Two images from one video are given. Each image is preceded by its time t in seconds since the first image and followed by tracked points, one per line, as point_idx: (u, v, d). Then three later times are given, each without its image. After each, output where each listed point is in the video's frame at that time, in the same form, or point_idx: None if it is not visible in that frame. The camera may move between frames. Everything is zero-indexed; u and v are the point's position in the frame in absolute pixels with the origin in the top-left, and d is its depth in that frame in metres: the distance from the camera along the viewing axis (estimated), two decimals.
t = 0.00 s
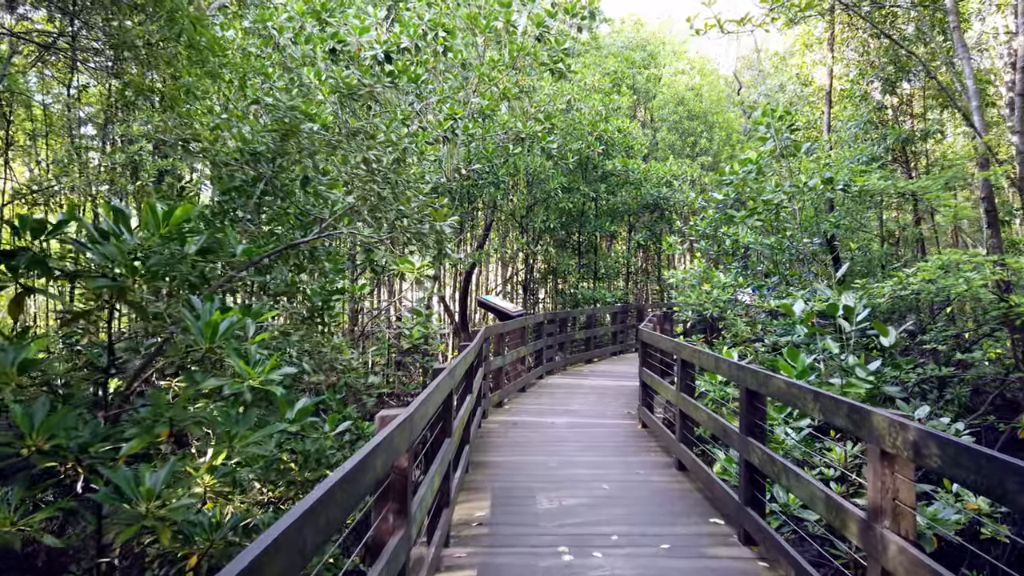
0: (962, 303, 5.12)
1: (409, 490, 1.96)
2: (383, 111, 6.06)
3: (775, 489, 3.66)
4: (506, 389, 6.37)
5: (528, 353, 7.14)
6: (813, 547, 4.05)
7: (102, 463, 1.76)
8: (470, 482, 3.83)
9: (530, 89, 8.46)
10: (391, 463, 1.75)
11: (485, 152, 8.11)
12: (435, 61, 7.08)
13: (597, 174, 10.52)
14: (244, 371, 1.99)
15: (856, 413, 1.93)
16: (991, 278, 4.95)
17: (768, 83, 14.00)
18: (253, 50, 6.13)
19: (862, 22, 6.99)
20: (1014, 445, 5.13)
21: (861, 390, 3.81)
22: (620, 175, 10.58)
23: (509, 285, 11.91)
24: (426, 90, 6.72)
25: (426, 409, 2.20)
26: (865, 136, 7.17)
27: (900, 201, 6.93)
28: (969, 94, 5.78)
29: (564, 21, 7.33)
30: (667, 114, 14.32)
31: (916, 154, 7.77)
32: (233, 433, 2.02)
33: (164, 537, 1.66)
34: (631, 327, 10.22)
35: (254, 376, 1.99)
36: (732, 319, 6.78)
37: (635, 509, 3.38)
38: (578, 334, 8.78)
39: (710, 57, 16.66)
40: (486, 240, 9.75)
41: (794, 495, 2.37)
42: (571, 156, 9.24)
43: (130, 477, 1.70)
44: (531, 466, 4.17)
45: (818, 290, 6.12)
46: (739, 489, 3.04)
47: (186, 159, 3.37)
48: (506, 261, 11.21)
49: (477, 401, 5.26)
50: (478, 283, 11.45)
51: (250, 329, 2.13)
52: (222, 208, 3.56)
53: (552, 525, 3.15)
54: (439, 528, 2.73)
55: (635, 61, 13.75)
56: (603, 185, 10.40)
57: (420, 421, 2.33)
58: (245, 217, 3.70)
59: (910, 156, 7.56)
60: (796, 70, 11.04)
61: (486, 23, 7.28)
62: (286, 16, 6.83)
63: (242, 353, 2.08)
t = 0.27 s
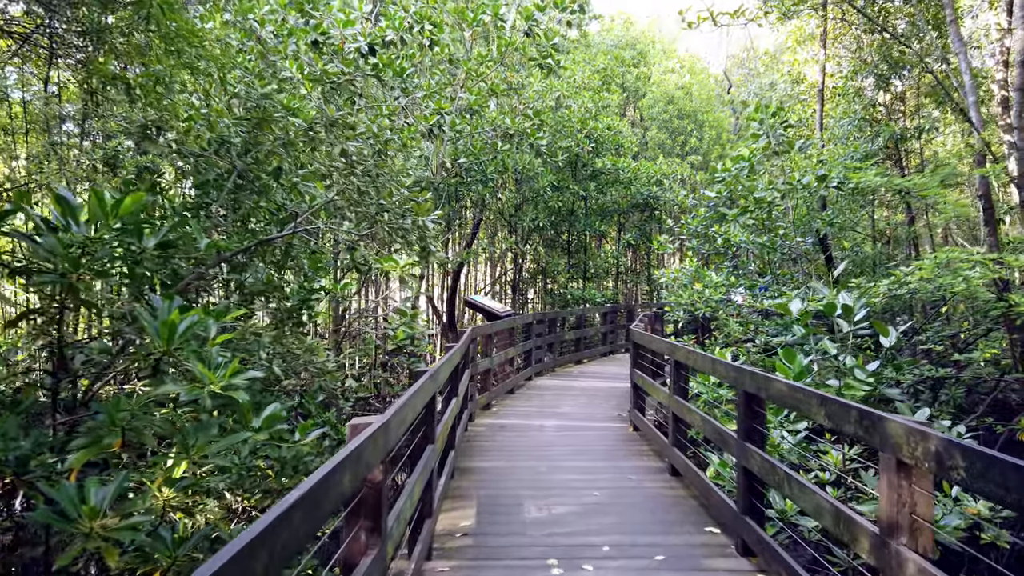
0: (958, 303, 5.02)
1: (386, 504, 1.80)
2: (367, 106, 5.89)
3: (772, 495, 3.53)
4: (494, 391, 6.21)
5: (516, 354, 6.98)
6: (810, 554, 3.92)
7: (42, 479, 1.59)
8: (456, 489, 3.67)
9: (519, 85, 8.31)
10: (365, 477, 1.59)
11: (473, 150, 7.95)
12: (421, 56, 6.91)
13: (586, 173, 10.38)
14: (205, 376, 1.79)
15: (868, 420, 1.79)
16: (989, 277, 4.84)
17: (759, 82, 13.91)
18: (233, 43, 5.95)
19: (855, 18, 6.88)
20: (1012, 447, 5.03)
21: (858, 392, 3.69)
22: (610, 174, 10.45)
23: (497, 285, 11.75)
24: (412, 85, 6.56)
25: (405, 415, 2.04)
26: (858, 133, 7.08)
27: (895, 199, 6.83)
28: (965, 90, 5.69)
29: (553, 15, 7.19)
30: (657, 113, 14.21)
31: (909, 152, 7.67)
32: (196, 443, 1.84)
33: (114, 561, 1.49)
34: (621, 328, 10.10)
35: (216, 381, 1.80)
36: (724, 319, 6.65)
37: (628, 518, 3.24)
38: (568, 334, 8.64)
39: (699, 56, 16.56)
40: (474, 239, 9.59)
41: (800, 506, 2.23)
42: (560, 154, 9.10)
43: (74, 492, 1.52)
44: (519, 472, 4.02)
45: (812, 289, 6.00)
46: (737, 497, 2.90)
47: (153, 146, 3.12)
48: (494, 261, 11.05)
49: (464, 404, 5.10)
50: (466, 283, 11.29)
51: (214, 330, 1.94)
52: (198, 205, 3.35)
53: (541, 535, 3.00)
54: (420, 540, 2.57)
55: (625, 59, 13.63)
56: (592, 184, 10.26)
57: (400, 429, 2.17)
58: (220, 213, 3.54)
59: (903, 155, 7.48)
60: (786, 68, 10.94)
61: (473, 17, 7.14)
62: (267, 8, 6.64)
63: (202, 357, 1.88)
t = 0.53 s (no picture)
0: (967, 303, 4.87)
1: (362, 528, 1.61)
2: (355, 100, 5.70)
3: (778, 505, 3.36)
4: (487, 394, 6.03)
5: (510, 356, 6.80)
6: (817, 565, 3.75)
7: None
8: (446, 500, 3.49)
9: (513, 81, 8.13)
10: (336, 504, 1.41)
11: (465, 146, 7.75)
12: (412, 49, 6.72)
13: (581, 171, 10.21)
14: (160, 387, 1.60)
15: (896, 434, 1.61)
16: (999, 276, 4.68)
17: (755, 79, 13.75)
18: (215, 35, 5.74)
19: (857, 11, 6.72)
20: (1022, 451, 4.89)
21: (867, 396, 3.53)
22: (606, 172, 10.27)
23: (491, 285, 11.55)
24: (402, 79, 6.37)
25: (386, 427, 1.86)
26: (859, 130, 6.92)
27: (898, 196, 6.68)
28: (972, 84, 5.53)
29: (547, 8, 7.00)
30: (653, 110, 14.03)
31: (911, 148, 7.51)
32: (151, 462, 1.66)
33: None
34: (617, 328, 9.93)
35: (172, 392, 1.60)
36: (723, 320, 6.49)
37: (627, 533, 3.06)
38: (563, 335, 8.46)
39: (695, 54, 16.38)
40: (467, 238, 9.40)
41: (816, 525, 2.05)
42: (555, 151, 8.92)
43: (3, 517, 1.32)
44: (512, 481, 3.84)
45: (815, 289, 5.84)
46: (744, 511, 2.72)
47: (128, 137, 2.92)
48: (488, 260, 10.86)
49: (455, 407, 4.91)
50: (459, 283, 11.09)
51: (174, 334, 1.75)
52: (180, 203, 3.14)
53: (535, 552, 2.82)
54: (406, 561, 2.39)
55: (621, 56, 13.45)
56: (588, 182, 10.08)
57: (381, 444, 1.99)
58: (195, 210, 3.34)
59: (905, 151, 7.33)
60: (784, 64, 10.77)
61: (465, 10, 6.95)
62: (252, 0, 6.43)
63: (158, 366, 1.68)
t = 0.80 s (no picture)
0: (983, 303, 4.69)
1: (344, 557, 1.44)
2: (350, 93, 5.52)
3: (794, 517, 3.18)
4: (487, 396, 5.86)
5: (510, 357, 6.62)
6: None
7: None
8: (443, 512, 3.31)
9: (513, 76, 7.95)
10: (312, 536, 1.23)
11: (463, 142, 7.57)
12: (409, 43, 6.54)
13: (582, 168, 10.03)
14: (119, 401, 1.41)
15: (946, 453, 1.43)
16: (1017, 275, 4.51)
17: (757, 76, 13.58)
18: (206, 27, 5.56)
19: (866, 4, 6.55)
20: None
21: (886, 402, 3.35)
22: (607, 169, 10.10)
23: (489, 285, 11.36)
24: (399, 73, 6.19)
25: (373, 442, 1.67)
26: (867, 125, 6.74)
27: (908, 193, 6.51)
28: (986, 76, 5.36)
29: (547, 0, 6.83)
30: (654, 108, 13.86)
31: (919, 144, 7.34)
32: (110, 483, 1.46)
33: None
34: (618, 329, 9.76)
35: (134, 403, 1.42)
36: (729, 321, 6.31)
37: (634, 548, 2.88)
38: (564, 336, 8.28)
39: (696, 51, 16.20)
40: (465, 237, 9.22)
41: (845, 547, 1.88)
42: (556, 149, 8.74)
43: None
44: (512, 491, 3.66)
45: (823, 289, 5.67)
46: (760, 526, 2.55)
47: (107, 124, 2.69)
48: (487, 260, 10.68)
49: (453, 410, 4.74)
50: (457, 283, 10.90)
51: (137, 340, 1.58)
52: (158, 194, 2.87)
53: (536, 569, 2.65)
54: None
55: (622, 53, 13.28)
56: (588, 179, 9.89)
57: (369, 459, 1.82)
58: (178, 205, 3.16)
59: (913, 147, 7.15)
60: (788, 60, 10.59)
61: (464, 3, 6.77)
62: None
63: (118, 376, 1.50)
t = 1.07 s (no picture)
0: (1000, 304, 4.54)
1: None
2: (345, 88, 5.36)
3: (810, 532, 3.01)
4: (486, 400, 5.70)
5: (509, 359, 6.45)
6: None
7: None
8: (439, 525, 3.14)
9: (513, 72, 7.80)
10: None
11: (462, 139, 7.41)
12: (407, 37, 6.39)
13: (583, 167, 9.88)
14: (69, 419, 1.25)
15: (1004, 478, 1.27)
16: None
17: (759, 74, 13.43)
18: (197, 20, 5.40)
19: None
20: None
21: (906, 409, 3.19)
22: (608, 168, 9.94)
23: (489, 285, 11.20)
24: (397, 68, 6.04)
25: (361, 459, 1.51)
26: (875, 122, 6.59)
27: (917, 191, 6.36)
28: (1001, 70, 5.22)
29: None
30: (655, 106, 13.71)
31: (928, 142, 7.19)
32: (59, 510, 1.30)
33: None
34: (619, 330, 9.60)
35: (91, 421, 1.26)
36: (734, 322, 6.15)
37: (641, 565, 2.72)
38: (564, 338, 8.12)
39: (697, 49, 16.05)
40: (464, 237, 9.06)
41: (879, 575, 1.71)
42: (556, 146, 8.58)
43: None
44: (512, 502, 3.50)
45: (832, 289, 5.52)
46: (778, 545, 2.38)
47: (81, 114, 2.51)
48: (486, 260, 10.51)
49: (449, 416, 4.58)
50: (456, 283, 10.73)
51: (94, 348, 1.41)
52: (137, 191, 2.66)
53: None
54: None
55: (622, 51, 13.13)
56: (589, 178, 9.74)
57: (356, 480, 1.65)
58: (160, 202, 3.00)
59: (922, 145, 7.00)
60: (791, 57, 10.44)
61: None
62: None
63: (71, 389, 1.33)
